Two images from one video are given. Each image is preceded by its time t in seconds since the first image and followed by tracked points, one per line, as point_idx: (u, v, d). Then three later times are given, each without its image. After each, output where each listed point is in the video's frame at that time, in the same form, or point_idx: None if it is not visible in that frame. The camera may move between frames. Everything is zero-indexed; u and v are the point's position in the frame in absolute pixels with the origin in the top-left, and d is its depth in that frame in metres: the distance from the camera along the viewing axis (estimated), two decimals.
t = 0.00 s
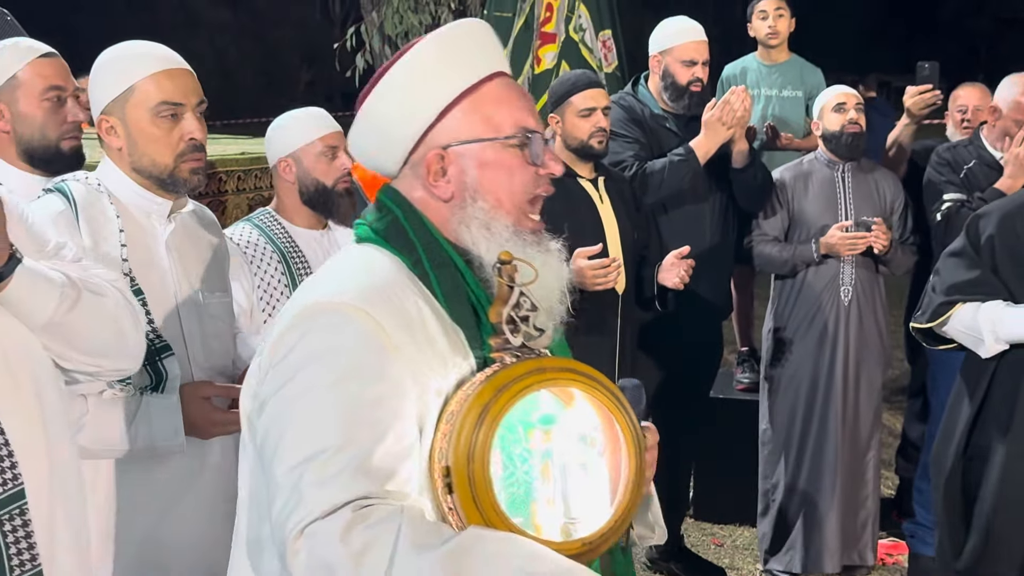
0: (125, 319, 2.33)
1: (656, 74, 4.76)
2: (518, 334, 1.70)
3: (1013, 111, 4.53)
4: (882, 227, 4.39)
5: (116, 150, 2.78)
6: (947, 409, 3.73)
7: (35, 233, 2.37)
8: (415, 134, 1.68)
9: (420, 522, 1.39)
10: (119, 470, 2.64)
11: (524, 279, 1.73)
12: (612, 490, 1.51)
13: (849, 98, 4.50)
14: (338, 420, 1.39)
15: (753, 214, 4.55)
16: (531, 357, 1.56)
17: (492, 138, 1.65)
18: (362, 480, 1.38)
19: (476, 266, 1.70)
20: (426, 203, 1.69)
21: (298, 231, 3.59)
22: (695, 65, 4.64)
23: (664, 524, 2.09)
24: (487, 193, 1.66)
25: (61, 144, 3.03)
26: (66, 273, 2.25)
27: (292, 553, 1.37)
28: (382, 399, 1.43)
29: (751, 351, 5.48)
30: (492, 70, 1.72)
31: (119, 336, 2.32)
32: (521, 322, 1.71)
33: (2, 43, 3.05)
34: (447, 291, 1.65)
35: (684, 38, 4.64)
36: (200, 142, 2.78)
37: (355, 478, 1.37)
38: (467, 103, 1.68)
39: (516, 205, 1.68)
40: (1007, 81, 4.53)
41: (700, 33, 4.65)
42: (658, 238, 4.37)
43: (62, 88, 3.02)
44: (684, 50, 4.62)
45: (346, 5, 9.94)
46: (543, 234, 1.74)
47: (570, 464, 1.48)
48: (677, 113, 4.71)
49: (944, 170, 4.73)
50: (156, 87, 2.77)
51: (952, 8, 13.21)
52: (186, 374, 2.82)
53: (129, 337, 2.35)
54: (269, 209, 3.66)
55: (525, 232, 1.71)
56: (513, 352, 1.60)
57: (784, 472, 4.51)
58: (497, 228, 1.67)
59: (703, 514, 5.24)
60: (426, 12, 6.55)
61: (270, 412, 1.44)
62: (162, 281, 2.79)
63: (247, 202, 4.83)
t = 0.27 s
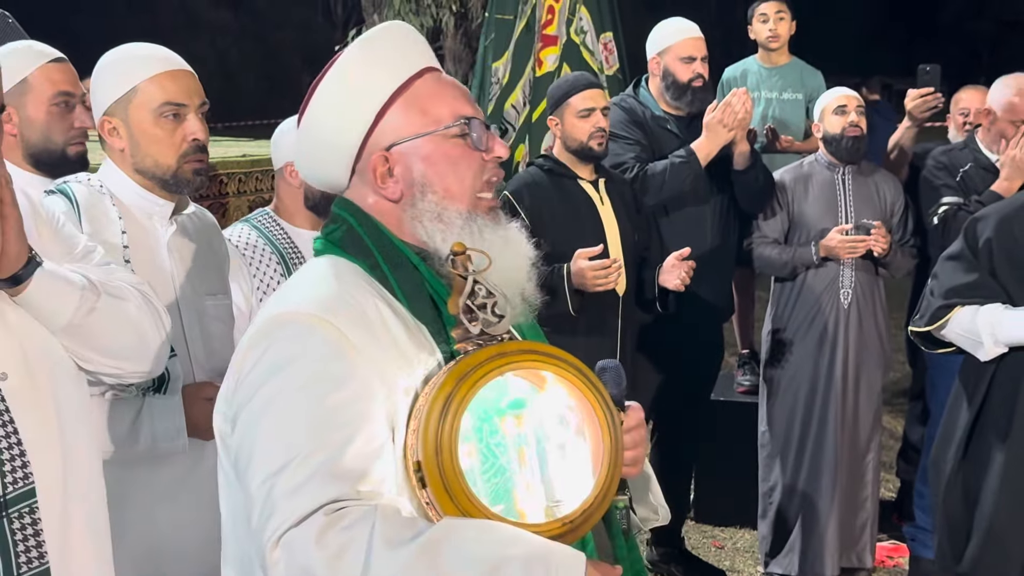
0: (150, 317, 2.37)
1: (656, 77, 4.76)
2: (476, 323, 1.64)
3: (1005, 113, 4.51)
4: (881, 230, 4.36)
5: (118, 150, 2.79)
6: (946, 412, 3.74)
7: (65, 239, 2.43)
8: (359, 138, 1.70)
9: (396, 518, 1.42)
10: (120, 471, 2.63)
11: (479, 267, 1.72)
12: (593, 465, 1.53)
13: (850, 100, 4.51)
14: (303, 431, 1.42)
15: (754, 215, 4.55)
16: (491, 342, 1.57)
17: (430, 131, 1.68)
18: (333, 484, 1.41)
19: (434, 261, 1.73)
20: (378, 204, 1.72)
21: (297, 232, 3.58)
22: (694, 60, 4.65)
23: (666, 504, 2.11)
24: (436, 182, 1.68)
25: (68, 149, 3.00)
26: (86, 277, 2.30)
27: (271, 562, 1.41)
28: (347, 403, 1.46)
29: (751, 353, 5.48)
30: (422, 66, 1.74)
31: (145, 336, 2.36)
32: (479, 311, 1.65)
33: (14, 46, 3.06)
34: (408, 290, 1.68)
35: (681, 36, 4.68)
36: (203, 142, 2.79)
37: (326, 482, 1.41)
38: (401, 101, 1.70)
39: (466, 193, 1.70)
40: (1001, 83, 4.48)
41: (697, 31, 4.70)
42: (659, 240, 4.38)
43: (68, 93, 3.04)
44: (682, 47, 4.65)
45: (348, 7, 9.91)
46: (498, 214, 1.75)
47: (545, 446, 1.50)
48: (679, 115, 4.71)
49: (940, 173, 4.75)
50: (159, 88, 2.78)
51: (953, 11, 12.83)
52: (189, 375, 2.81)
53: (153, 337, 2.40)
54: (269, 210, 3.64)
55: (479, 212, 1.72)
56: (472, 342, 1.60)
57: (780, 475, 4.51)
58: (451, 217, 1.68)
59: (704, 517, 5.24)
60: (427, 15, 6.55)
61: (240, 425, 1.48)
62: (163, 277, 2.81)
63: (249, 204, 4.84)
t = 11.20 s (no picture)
0: (168, 332, 2.16)
1: (646, 48, 4.71)
2: (530, 332, 1.54)
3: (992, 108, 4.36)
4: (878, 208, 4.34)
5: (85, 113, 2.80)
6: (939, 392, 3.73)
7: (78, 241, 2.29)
8: (457, 109, 1.66)
9: (414, 512, 1.33)
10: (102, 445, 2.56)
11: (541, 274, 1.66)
12: (612, 500, 1.43)
13: (852, 88, 4.48)
14: (337, 403, 1.34)
15: (749, 190, 4.57)
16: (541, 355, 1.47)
17: (531, 128, 1.62)
18: (360, 464, 1.32)
19: (493, 257, 1.70)
20: (450, 178, 1.68)
21: (282, 200, 3.49)
22: (687, 34, 4.60)
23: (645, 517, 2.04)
24: (516, 183, 1.64)
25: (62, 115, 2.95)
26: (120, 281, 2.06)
27: (283, 535, 1.32)
28: (388, 383, 1.39)
29: (739, 330, 5.45)
30: (545, 57, 1.69)
31: (161, 355, 2.14)
32: (534, 319, 1.55)
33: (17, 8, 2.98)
34: (462, 275, 1.62)
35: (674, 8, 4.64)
36: (155, 101, 2.76)
37: (352, 463, 1.32)
38: (513, 86, 1.66)
39: (542, 198, 1.67)
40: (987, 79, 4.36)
41: (691, 5, 4.66)
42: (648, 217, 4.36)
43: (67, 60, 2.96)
44: (676, 19, 4.60)
45: None
46: (563, 228, 1.75)
47: (571, 471, 1.40)
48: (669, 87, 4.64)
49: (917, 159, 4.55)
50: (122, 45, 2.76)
51: None
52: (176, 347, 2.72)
53: (173, 355, 2.18)
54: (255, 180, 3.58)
55: (547, 221, 1.69)
56: (521, 348, 1.50)
57: (765, 447, 4.52)
58: (521, 220, 1.65)
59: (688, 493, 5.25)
60: None
61: (272, 389, 1.40)
62: (157, 238, 2.74)
63: (235, 171, 4.76)
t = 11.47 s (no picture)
0: (164, 335, 2.16)
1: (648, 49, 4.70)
2: (503, 311, 1.59)
3: (1003, 111, 4.39)
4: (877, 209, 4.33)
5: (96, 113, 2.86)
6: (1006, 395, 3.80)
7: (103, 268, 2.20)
8: (403, 105, 1.68)
9: (403, 502, 1.36)
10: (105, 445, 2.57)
11: (512, 253, 1.70)
12: (602, 471, 1.47)
13: (847, 86, 4.48)
14: (315, 400, 1.38)
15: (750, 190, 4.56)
16: (516, 334, 1.51)
17: (479, 110, 1.63)
18: (344, 457, 1.36)
19: (461, 241, 1.70)
20: (412, 173, 1.69)
21: (281, 199, 3.47)
22: (688, 38, 4.59)
23: (655, 499, 2.05)
24: (473, 166, 1.65)
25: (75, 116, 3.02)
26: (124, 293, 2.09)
27: (276, 532, 1.38)
28: (364, 376, 1.41)
29: (739, 330, 5.46)
30: (482, 40, 1.70)
31: (158, 357, 2.14)
32: (507, 298, 1.60)
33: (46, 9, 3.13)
34: (434, 267, 1.63)
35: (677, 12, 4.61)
36: (146, 103, 2.76)
37: (336, 457, 1.36)
38: (453, 74, 1.67)
39: (502, 178, 1.67)
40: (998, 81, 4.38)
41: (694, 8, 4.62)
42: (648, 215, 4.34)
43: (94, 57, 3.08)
44: (677, 23, 4.57)
45: None
46: (532, 206, 1.75)
47: (558, 445, 1.44)
48: (669, 87, 4.65)
49: (925, 158, 4.58)
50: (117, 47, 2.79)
51: None
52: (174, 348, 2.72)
53: (168, 358, 2.18)
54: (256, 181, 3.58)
55: (511, 201, 1.70)
56: (498, 330, 1.55)
57: (766, 446, 4.52)
58: (484, 203, 1.66)
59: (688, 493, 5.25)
60: None
61: (253, 391, 1.44)
62: (157, 239, 2.76)
63: (236, 171, 4.77)
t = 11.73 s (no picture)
0: (162, 336, 2.19)
1: (649, 51, 4.70)
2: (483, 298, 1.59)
3: None
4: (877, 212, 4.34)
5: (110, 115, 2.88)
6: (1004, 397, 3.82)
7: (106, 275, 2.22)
8: (365, 107, 1.72)
9: (396, 494, 1.37)
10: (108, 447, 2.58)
11: (488, 239, 1.69)
12: (598, 448, 1.47)
13: (842, 85, 4.46)
14: (302, 402, 1.40)
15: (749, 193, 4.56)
16: (500, 318, 1.50)
17: (438, 102, 1.68)
18: (336, 455, 1.38)
19: (439, 235, 1.73)
20: (382, 173, 1.73)
21: (281, 201, 3.51)
22: (689, 43, 4.60)
23: (665, 481, 2.07)
24: (439, 158, 1.69)
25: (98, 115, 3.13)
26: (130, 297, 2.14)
27: (273, 537, 1.39)
28: (350, 374, 1.44)
29: (739, 331, 5.46)
30: (433, 34, 1.74)
31: (155, 357, 2.17)
32: (486, 284, 1.60)
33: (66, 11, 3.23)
34: (414, 264, 1.68)
35: (679, 16, 4.60)
36: (153, 108, 2.76)
37: (327, 456, 1.37)
38: (408, 71, 1.71)
39: (472, 163, 1.70)
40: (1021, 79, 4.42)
41: (695, 11, 4.60)
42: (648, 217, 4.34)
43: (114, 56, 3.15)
44: (679, 28, 4.57)
45: None
46: (509, 175, 1.74)
47: (551, 426, 1.43)
48: (669, 90, 4.65)
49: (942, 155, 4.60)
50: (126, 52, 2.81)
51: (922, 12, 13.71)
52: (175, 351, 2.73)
53: (165, 358, 2.21)
54: (257, 182, 3.58)
55: (484, 182, 1.71)
56: (481, 316, 1.53)
57: (767, 448, 4.52)
58: (456, 190, 1.69)
59: (689, 494, 5.26)
60: None
61: (242, 396, 1.46)
62: (160, 238, 2.79)
63: (237, 172, 4.77)
